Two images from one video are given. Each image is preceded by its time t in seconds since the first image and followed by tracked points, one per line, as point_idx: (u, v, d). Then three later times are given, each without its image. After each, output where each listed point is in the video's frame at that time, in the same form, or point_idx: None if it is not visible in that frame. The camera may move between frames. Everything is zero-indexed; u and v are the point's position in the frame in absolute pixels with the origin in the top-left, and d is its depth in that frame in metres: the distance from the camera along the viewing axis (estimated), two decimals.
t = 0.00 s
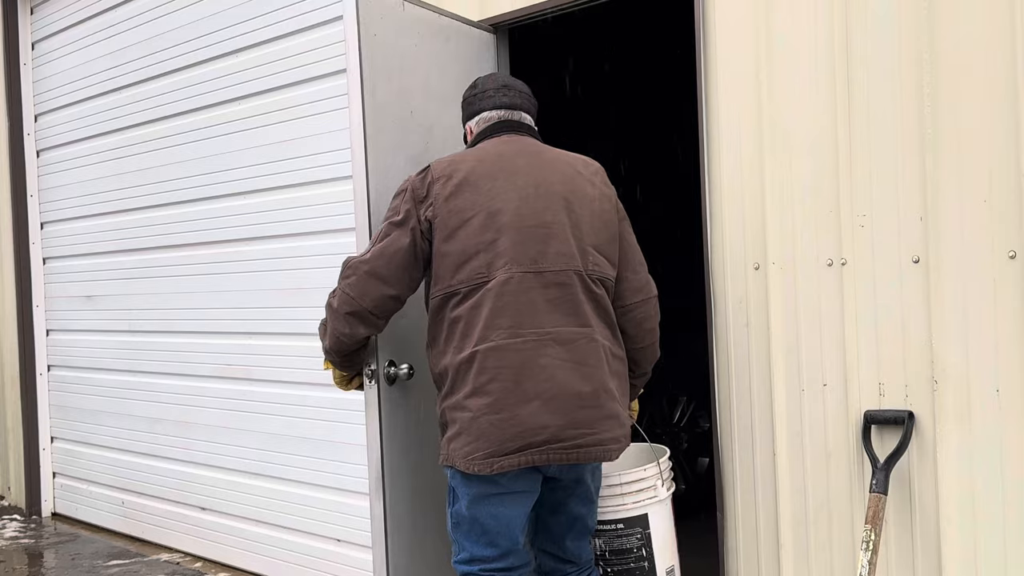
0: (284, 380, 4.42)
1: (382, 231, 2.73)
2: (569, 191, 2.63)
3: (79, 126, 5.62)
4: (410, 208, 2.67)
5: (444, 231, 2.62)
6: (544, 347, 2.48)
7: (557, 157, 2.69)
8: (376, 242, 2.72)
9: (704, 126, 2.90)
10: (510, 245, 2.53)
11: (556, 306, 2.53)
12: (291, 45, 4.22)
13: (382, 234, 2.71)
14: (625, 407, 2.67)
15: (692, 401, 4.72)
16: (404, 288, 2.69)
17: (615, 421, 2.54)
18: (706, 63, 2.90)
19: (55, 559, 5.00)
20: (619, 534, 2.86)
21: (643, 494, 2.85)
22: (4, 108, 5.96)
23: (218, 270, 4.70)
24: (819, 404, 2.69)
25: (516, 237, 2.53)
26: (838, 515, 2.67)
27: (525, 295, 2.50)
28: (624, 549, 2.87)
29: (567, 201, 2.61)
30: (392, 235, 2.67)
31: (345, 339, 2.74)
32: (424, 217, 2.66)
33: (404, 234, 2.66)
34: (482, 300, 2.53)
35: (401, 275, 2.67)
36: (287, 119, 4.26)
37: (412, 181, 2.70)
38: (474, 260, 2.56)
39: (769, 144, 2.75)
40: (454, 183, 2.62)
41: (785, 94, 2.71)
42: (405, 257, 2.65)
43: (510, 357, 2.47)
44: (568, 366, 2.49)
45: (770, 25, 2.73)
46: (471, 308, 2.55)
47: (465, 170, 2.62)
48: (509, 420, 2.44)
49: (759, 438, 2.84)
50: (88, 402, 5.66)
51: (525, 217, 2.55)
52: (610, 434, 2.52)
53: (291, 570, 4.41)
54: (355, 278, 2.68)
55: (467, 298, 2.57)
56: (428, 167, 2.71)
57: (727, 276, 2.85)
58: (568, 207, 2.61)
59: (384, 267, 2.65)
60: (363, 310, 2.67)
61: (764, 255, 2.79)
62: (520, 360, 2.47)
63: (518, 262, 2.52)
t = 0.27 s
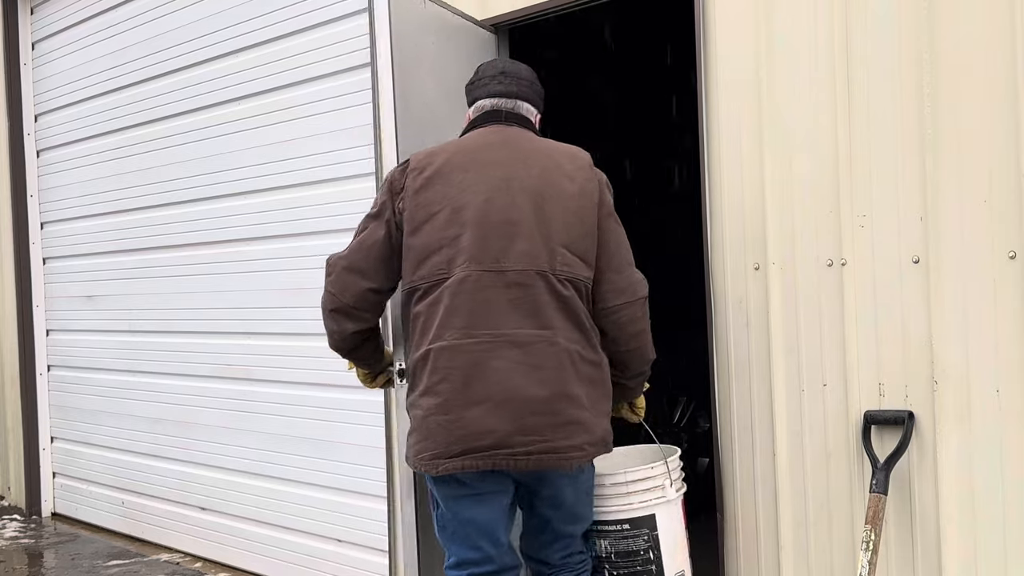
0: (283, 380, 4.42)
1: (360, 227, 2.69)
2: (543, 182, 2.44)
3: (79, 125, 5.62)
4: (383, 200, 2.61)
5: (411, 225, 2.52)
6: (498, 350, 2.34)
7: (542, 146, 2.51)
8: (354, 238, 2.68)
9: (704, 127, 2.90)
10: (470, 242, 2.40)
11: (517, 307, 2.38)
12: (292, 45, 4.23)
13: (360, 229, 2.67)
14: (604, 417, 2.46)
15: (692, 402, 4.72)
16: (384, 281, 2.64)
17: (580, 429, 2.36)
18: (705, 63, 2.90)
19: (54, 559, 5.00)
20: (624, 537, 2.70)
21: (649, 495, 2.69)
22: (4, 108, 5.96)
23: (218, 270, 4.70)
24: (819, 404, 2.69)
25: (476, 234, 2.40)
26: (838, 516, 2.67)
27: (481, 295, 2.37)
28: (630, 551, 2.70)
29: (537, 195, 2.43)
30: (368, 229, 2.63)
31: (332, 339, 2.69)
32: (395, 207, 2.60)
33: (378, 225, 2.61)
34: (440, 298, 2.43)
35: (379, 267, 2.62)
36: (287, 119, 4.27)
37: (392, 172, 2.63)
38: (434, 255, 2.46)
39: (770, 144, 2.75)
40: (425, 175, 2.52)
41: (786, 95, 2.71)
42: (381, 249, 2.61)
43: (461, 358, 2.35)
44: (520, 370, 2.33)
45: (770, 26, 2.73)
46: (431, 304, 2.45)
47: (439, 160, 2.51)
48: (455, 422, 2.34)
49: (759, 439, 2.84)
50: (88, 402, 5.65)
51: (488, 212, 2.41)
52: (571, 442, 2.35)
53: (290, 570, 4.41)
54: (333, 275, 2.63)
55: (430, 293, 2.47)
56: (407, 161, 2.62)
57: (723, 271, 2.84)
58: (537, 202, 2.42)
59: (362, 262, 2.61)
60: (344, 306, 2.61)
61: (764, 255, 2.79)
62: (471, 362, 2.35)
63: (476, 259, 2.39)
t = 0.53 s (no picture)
0: (283, 380, 4.42)
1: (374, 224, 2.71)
2: (535, 179, 2.37)
3: (79, 125, 5.62)
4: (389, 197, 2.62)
5: (407, 221, 2.52)
6: (478, 350, 2.31)
7: (546, 142, 2.43)
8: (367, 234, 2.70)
9: (703, 127, 2.90)
10: (456, 240, 2.38)
11: (501, 307, 2.32)
12: (292, 44, 4.24)
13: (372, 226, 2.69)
14: (596, 426, 2.33)
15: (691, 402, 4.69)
16: (390, 276, 2.64)
17: (562, 435, 2.28)
18: (705, 63, 2.90)
19: (54, 559, 4.99)
20: (628, 556, 2.51)
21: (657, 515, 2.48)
22: (4, 108, 5.96)
23: (218, 270, 4.70)
24: (819, 404, 2.69)
25: (462, 233, 2.38)
26: (838, 515, 2.67)
27: (464, 295, 2.34)
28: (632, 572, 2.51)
29: (527, 193, 2.36)
30: (376, 225, 2.65)
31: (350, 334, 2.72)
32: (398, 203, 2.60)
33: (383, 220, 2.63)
34: (426, 296, 2.42)
35: (383, 262, 2.63)
36: (287, 119, 4.27)
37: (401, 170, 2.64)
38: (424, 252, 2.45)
39: (770, 144, 2.75)
40: (424, 172, 2.52)
41: (786, 95, 2.71)
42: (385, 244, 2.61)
43: (441, 357, 2.34)
44: (497, 371, 2.29)
45: (769, 25, 2.74)
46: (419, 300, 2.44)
47: (439, 155, 2.51)
48: (434, 421, 2.33)
49: (759, 439, 2.84)
50: (88, 402, 5.65)
51: (476, 210, 2.38)
52: (551, 449, 2.27)
53: (290, 570, 4.40)
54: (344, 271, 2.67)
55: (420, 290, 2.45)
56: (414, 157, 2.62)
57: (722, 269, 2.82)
58: (525, 199, 2.36)
59: (368, 257, 2.63)
60: (352, 301, 2.64)
61: (764, 255, 2.79)
62: (450, 361, 2.33)
63: (461, 257, 2.37)
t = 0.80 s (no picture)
0: (284, 381, 4.42)
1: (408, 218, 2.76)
2: (530, 178, 2.34)
3: (79, 125, 5.63)
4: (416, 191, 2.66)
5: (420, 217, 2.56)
6: (465, 348, 2.33)
7: (557, 136, 2.37)
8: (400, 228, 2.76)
9: (703, 127, 2.90)
10: (453, 238, 2.40)
11: (490, 306, 2.33)
12: (293, 44, 4.24)
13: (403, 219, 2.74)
14: (586, 430, 2.27)
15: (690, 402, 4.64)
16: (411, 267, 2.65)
17: (546, 438, 2.26)
18: (705, 64, 2.90)
19: (55, 559, 4.99)
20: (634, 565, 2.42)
21: (658, 526, 2.36)
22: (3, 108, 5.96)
23: (218, 270, 4.70)
24: (819, 404, 2.69)
25: (458, 231, 2.39)
26: (838, 514, 2.67)
27: (456, 293, 2.37)
28: None
29: (520, 192, 2.34)
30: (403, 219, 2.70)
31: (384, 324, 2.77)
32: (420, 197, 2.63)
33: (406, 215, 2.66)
34: (427, 292, 2.46)
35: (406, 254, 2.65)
36: (287, 119, 4.27)
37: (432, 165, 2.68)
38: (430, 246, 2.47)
39: (770, 144, 2.75)
40: (438, 168, 2.55)
41: (788, 96, 2.70)
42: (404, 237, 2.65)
43: (434, 352, 2.38)
44: (481, 370, 2.30)
45: (769, 23, 2.74)
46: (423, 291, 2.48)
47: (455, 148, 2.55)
48: (424, 416, 2.38)
49: (759, 438, 2.84)
50: (89, 402, 5.66)
51: (474, 209, 2.39)
52: (532, 452, 2.26)
53: (291, 570, 4.41)
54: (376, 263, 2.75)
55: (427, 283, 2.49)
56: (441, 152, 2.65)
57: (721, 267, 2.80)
58: (518, 198, 2.34)
59: (392, 250, 2.68)
60: (379, 292, 2.70)
61: (764, 255, 2.79)
62: (441, 357, 2.36)
63: (455, 255, 2.39)
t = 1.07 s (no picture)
0: (284, 381, 4.42)
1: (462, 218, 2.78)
2: (520, 176, 2.35)
3: (80, 125, 5.63)
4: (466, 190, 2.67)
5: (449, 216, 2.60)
6: (453, 342, 2.37)
7: (556, 136, 2.35)
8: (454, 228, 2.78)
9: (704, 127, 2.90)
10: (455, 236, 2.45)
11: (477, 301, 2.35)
12: (294, 44, 4.24)
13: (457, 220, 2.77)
14: (554, 430, 2.25)
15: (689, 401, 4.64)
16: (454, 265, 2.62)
17: (514, 435, 2.27)
18: (705, 64, 2.90)
19: (56, 558, 5.00)
20: None
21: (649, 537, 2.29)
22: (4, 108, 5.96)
23: (219, 270, 4.70)
24: (819, 404, 2.69)
25: (459, 229, 2.44)
26: (839, 514, 2.67)
27: (451, 288, 2.41)
28: None
29: (511, 190, 2.35)
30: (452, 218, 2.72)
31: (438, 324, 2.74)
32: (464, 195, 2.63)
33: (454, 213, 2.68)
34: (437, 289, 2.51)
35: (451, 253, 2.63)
36: (288, 119, 4.28)
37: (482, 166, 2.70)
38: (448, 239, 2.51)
39: (771, 143, 2.75)
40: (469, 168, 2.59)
41: (788, 96, 2.71)
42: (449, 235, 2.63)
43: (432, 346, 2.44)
44: (462, 363, 2.34)
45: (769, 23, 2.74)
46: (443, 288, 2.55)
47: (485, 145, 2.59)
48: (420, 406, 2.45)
49: (760, 437, 2.84)
50: (90, 402, 5.66)
51: (475, 207, 2.42)
52: (501, 447, 2.29)
53: (291, 569, 4.41)
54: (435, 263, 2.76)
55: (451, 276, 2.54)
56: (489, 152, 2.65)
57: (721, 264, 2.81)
58: (509, 196, 2.35)
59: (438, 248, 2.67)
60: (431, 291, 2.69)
61: (765, 256, 2.79)
62: (436, 350, 2.42)
63: (455, 252, 2.43)
